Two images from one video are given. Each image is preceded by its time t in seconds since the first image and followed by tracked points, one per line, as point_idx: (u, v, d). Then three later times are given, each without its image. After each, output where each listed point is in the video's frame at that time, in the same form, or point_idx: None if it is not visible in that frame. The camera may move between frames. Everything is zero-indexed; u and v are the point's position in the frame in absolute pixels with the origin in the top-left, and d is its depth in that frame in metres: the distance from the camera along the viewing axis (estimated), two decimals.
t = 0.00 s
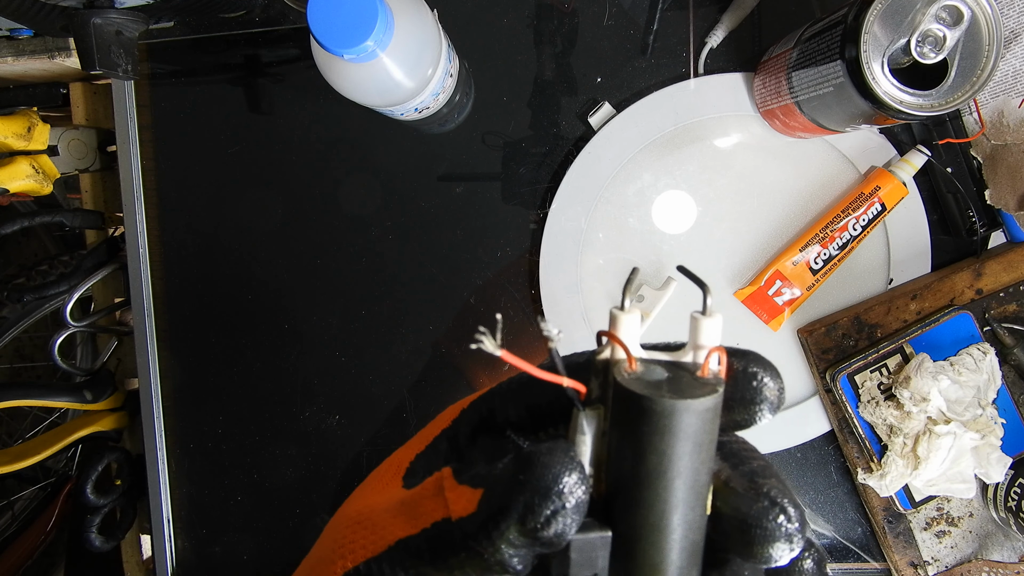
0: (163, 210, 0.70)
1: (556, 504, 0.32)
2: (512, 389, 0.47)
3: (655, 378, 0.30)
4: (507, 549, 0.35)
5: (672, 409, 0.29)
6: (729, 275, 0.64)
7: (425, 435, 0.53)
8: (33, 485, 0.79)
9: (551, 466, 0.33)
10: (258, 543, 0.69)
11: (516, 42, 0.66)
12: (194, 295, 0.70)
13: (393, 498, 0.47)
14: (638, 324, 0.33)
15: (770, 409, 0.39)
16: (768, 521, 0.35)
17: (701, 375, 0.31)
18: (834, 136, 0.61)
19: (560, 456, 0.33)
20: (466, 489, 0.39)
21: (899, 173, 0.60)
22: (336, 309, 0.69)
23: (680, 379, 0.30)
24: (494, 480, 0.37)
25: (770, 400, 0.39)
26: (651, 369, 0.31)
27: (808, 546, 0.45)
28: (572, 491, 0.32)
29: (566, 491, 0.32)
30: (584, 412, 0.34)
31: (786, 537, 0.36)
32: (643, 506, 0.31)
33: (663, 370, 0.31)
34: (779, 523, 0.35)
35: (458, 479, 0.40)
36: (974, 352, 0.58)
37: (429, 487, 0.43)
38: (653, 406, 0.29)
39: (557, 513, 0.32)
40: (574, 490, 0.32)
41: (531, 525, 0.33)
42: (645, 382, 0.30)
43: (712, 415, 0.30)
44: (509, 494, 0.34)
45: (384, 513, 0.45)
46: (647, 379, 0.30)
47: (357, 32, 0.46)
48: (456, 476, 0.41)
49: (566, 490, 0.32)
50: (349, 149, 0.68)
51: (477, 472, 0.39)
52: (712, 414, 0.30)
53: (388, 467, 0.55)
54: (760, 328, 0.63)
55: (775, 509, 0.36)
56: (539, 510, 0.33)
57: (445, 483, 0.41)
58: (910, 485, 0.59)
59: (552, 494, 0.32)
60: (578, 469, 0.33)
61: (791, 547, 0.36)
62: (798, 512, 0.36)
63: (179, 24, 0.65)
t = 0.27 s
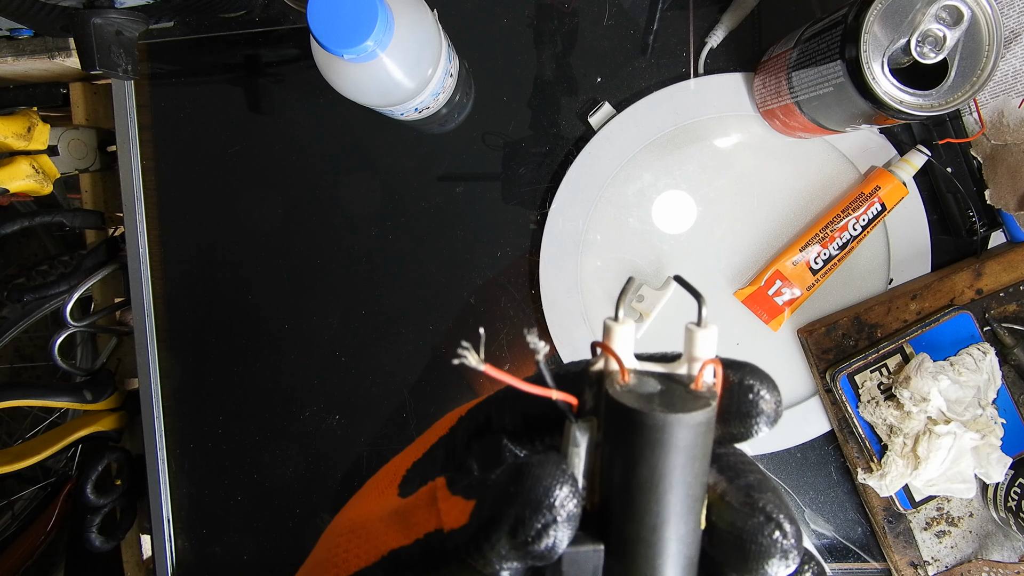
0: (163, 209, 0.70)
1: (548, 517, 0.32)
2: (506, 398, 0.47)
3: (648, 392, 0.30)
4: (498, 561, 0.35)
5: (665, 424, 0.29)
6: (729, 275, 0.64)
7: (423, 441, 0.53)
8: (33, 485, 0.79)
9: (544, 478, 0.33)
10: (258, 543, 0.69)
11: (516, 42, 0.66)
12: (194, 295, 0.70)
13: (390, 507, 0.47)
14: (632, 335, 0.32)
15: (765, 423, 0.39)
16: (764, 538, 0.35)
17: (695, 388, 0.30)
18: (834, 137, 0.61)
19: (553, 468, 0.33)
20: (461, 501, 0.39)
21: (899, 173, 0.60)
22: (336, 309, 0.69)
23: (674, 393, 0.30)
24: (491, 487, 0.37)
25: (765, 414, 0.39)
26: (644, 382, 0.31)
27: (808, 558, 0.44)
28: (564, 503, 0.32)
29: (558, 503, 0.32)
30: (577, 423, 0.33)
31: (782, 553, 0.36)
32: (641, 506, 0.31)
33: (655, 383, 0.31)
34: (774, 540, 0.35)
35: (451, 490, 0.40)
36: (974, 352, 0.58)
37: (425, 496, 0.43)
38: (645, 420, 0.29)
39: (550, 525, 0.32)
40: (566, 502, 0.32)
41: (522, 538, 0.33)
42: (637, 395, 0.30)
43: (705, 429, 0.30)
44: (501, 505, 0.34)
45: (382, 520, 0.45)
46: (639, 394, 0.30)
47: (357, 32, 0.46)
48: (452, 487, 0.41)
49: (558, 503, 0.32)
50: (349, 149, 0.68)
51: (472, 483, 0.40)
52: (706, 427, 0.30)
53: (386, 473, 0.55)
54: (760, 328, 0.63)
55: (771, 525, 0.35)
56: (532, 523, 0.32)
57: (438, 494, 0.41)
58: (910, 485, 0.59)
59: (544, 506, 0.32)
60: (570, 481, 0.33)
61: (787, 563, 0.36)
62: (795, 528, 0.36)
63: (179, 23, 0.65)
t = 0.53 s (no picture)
0: (163, 209, 0.70)
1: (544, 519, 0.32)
2: (506, 402, 0.46)
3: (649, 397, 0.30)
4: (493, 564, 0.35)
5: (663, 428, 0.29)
6: (729, 275, 0.64)
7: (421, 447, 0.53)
8: (33, 485, 0.79)
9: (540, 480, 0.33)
10: (258, 543, 0.69)
11: (516, 42, 0.66)
12: (194, 295, 0.70)
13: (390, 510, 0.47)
14: (635, 338, 0.32)
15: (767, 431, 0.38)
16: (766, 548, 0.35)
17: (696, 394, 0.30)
18: (834, 137, 0.61)
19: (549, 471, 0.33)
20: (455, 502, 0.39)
21: (899, 173, 0.60)
22: (336, 309, 0.69)
23: (674, 398, 0.30)
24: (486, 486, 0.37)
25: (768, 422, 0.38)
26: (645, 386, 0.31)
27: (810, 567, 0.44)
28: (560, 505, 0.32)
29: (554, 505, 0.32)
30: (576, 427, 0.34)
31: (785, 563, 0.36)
32: (639, 506, 0.31)
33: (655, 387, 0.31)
34: (777, 549, 0.35)
35: (450, 491, 0.40)
36: (974, 352, 0.58)
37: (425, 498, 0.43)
38: (643, 424, 0.29)
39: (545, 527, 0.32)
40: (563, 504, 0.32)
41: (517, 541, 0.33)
42: (636, 399, 0.30)
43: (704, 435, 0.30)
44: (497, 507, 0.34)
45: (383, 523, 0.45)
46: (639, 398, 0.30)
47: (357, 32, 0.46)
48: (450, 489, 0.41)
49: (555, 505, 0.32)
50: (349, 149, 0.68)
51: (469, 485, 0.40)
52: (705, 434, 0.30)
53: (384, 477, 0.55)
54: (760, 328, 0.63)
55: (773, 534, 0.35)
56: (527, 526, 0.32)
57: (438, 496, 0.41)
58: (910, 485, 0.59)
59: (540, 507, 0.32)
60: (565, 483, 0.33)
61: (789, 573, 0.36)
62: (799, 537, 0.36)
63: (179, 23, 0.65)
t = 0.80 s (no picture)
0: (163, 209, 0.70)
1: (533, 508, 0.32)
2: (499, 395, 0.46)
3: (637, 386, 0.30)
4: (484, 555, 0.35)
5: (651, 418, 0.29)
6: (729, 275, 0.64)
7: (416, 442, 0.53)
8: (33, 485, 0.79)
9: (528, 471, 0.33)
10: (258, 543, 0.69)
11: (516, 42, 0.66)
12: (194, 295, 0.70)
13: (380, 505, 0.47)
14: (625, 330, 0.31)
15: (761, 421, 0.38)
16: (756, 538, 0.35)
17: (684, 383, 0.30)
18: (834, 137, 0.61)
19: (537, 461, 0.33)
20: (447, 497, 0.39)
21: (899, 173, 0.60)
22: (336, 309, 0.69)
23: (662, 388, 0.30)
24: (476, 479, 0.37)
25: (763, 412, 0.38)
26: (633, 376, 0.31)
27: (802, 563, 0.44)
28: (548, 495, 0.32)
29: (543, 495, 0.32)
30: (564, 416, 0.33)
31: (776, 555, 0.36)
32: (636, 503, 0.31)
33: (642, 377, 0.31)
34: (768, 539, 0.35)
35: (440, 486, 0.41)
36: (974, 352, 0.58)
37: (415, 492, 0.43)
38: (632, 413, 0.29)
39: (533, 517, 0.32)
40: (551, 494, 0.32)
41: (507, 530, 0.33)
42: (625, 388, 0.30)
43: (693, 424, 0.30)
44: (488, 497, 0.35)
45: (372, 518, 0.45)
46: (627, 387, 0.30)
47: (357, 32, 0.46)
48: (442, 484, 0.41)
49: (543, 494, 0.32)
50: (349, 149, 0.68)
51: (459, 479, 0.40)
52: (694, 423, 0.30)
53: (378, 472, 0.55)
54: (760, 328, 0.63)
55: (764, 524, 0.35)
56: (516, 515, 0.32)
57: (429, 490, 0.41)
58: (910, 485, 0.59)
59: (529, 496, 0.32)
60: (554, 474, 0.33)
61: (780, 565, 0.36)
62: (790, 528, 0.36)
63: (179, 23, 0.65)
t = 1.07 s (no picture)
0: (163, 209, 0.70)
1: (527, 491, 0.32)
2: (495, 387, 0.47)
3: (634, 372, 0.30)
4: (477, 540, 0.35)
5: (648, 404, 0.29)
6: (729, 275, 0.64)
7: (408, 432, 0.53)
8: (33, 485, 0.79)
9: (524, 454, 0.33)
10: (258, 542, 0.69)
11: (516, 42, 0.66)
12: (194, 295, 0.70)
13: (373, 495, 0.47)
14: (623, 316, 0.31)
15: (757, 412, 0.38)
16: (752, 528, 0.35)
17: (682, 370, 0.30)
18: (834, 137, 0.61)
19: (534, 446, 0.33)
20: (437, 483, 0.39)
21: (899, 173, 0.60)
22: (336, 309, 0.69)
23: (658, 374, 0.30)
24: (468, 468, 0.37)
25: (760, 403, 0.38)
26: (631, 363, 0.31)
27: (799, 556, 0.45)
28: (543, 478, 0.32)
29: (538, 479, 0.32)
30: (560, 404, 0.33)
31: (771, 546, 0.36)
32: (634, 501, 0.31)
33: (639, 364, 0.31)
34: (763, 531, 0.35)
35: (433, 472, 0.41)
36: (974, 352, 0.58)
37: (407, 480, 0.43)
38: (630, 400, 0.29)
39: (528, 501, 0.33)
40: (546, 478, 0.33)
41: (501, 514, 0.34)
42: (622, 374, 0.30)
43: (689, 412, 0.30)
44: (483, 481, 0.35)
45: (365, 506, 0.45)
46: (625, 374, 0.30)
47: (357, 33, 0.46)
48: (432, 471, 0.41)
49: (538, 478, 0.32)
50: (349, 149, 0.68)
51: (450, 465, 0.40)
52: (690, 411, 0.30)
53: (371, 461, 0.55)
54: (760, 328, 0.63)
55: (760, 515, 0.35)
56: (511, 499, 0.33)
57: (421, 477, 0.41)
58: (910, 485, 0.59)
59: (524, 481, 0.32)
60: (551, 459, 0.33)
61: (776, 555, 0.36)
62: (785, 519, 0.36)
63: (179, 24, 0.65)
